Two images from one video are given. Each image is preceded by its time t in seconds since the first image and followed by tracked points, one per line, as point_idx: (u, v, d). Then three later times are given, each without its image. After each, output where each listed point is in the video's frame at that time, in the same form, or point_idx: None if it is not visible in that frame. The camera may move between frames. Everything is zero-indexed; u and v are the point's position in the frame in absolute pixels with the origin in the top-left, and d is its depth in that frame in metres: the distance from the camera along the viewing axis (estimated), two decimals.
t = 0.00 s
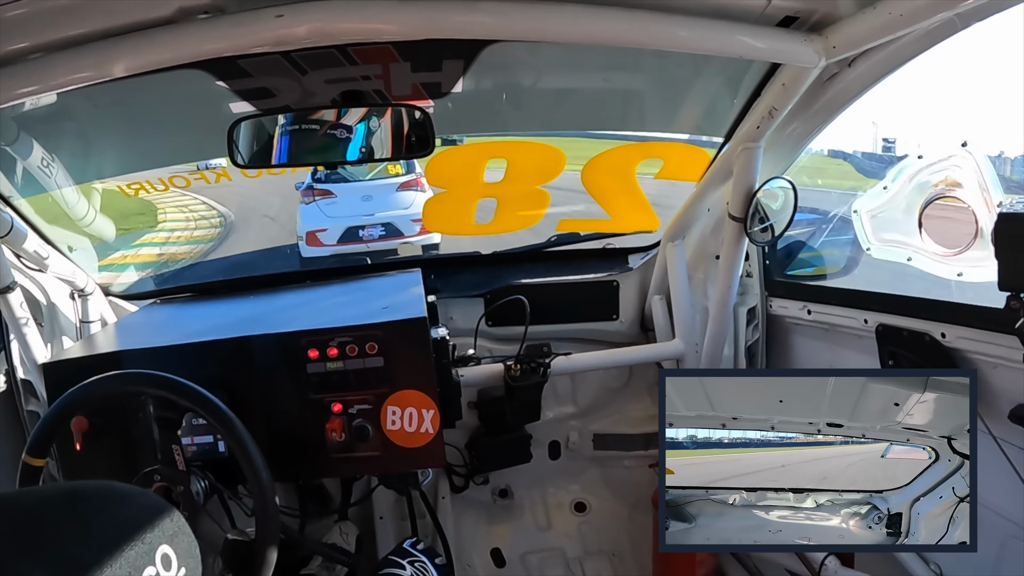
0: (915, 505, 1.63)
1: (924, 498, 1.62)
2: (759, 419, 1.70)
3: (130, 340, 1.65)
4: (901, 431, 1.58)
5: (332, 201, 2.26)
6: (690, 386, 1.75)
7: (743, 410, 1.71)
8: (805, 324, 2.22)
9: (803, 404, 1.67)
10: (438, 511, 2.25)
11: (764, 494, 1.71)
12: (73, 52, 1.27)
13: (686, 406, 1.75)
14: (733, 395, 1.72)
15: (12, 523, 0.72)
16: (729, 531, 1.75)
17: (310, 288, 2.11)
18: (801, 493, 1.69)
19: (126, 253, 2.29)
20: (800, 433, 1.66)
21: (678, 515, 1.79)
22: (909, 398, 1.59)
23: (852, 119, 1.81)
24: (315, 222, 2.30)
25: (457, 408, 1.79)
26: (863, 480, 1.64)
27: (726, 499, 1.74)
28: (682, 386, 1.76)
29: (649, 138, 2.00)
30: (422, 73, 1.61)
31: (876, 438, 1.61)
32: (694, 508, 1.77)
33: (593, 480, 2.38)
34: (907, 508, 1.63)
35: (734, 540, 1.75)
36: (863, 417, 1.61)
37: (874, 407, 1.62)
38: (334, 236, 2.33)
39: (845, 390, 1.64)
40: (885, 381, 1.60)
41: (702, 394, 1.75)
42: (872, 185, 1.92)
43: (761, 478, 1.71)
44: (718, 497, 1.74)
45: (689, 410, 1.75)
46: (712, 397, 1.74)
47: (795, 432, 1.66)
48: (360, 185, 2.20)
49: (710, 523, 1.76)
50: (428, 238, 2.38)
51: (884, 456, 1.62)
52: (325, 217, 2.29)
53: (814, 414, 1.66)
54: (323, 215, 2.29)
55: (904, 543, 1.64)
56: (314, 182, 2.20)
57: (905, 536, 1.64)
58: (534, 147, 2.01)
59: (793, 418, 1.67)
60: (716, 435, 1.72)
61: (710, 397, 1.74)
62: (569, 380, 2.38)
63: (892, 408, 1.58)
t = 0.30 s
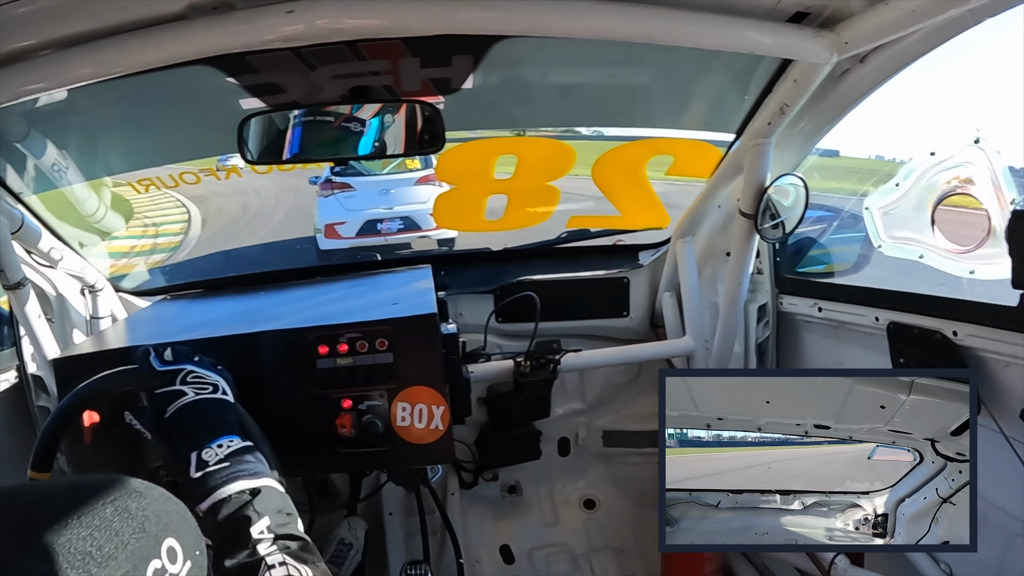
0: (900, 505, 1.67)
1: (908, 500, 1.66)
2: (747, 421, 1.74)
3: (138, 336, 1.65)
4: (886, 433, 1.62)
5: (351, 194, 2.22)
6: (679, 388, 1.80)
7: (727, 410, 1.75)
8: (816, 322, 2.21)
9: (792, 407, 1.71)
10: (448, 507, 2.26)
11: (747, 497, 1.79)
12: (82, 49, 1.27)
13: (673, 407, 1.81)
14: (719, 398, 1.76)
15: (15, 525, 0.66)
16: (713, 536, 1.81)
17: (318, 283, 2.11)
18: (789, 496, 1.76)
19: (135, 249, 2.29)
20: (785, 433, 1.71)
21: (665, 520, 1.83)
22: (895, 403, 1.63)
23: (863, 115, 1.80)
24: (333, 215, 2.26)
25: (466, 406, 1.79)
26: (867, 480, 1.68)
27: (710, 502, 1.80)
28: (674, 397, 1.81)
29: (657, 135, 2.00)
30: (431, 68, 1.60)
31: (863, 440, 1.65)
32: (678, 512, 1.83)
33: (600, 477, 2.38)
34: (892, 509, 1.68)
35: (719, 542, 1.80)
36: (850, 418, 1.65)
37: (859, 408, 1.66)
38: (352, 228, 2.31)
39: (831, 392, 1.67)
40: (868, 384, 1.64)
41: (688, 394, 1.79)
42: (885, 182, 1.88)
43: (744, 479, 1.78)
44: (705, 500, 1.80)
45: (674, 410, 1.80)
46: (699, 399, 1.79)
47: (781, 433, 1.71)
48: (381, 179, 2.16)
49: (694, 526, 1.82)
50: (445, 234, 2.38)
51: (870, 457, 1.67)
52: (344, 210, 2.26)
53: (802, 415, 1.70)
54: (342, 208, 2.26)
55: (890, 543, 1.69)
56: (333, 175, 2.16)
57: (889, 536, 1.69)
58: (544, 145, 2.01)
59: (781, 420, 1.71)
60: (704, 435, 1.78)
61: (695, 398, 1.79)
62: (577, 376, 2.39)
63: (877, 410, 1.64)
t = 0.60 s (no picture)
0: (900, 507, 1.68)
1: (908, 502, 1.67)
2: (746, 423, 1.75)
3: (132, 330, 1.65)
4: (886, 433, 1.63)
5: (365, 190, 2.19)
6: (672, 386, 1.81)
7: (727, 413, 1.77)
8: (809, 319, 2.22)
9: (789, 408, 1.73)
10: (440, 503, 2.26)
11: (748, 498, 1.79)
12: (77, 42, 1.27)
13: (670, 408, 1.82)
14: (716, 398, 1.78)
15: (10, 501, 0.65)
16: (711, 537, 1.81)
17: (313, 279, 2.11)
18: (788, 498, 1.77)
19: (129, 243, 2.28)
20: (784, 435, 1.72)
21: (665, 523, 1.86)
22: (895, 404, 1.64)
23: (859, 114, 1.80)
24: (349, 212, 2.26)
25: (459, 401, 1.79)
26: (867, 481, 1.69)
27: (710, 505, 1.81)
28: (672, 398, 1.82)
29: (652, 133, 2.00)
30: (426, 64, 1.60)
31: (861, 441, 1.66)
32: (677, 515, 1.86)
33: (595, 474, 2.38)
34: (892, 510, 1.69)
35: (721, 543, 1.80)
36: (850, 420, 1.66)
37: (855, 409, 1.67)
38: (367, 224, 2.30)
39: (829, 396, 1.69)
40: (864, 385, 1.65)
41: (688, 397, 1.81)
42: (876, 181, 1.90)
43: (741, 478, 1.78)
44: (703, 502, 1.82)
45: (674, 412, 1.82)
46: (696, 399, 1.80)
47: (780, 435, 1.72)
48: (395, 175, 2.12)
49: (694, 528, 1.83)
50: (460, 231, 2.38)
51: (870, 458, 1.67)
52: (360, 206, 2.25)
53: (800, 418, 1.71)
54: (355, 203, 2.24)
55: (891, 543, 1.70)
56: (348, 172, 2.12)
57: (889, 537, 1.70)
58: (538, 142, 2.02)
59: (780, 422, 1.72)
60: (700, 434, 1.79)
61: (691, 396, 1.81)
62: (572, 372, 2.39)
63: (876, 412, 1.64)
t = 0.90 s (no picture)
0: (897, 506, 1.68)
1: (905, 500, 1.66)
2: (743, 423, 1.74)
3: (129, 328, 1.64)
4: (883, 433, 1.63)
5: (379, 186, 2.16)
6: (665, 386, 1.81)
7: (722, 412, 1.76)
8: (806, 322, 2.22)
9: (786, 409, 1.72)
10: (436, 502, 2.26)
11: (745, 500, 1.79)
12: (76, 39, 1.27)
13: (670, 410, 1.81)
14: (713, 398, 1.77)
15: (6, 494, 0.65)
16: (711, 538, 1.81)
17: (309, 277, 2.11)
18: (787, 498, 1.75)
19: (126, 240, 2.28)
20: (782, 435, 1.71)
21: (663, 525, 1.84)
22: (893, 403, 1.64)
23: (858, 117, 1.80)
24: (363, 209, 2.25)
25: (456, 401, 1.79)
26: (864, 481, 1.68)
27: (706, 505, 1.80)
28: (671, 400, 1.81)
29: (651, 133, 2.00)
30: (425, 63, 1.60)
31: (860, 441, 1.65)
32: (673, 516, 1.85)
33: (591, 474, 2.39)
34: (889, 509, 1.69)
35: (720, 543, 1.80)
36: (847, 421, 1.66)
37: (853, 409, 1.67)
38: (380, 221, 2.30)
39: (826, 395, 1.69)
40: (864, 386, 1.65)
41: (683, 398, 1.80)
42: (875, 183, 1.89)
43: (740, 480, 1.77)
44: (699, 503, 1.81)
45: (672, 414, 1.80)
46: (692, 399, 1.79)
47: (778, 435, 1.71)
48: (407, 172, 2.09)
49: (692, 529, 1.83)
50: (473, 229, 2.38)
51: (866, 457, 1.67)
52: (374, 204, 2.23)
53: (797, 418, 1.71)
54: (369, 201, 2.22)
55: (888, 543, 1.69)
56: (362, 169, 2.10)
57: (888, 537, 1.69)
58: (538, 142, 2.01)
59: (777, 422, 1.71)
60: (699, 434, 1.77)
61: (688, 400, 1.80)
62: (568, 372, 2.39)
63: (873, 412, 1.65)
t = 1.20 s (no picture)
0: (902, 506, 1.69)
1: (910, 500, 1.67)
2: (747, 424, 1.75)
3: (127, 323, 1.64)
4: (886, 433, 1.64)
5: (393, 187, 2.16)
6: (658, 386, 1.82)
7: (728, 414, 1.76)
8: (804, 322, 2.23)
9: (789, 409, 1.73)
10: (433, 498, 2.26)
11: (749, 501, 1.79)
12: (76, 33, 1.27)
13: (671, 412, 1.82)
14: (714, 399, 1.78)
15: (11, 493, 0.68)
16: (717, 538, 1.82)
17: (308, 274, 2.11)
18: (790, 499, 1.76)
19: (125, 236, 2.28)
20: (785, 436, 1.71)
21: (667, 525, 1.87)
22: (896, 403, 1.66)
23: (856, 117, 1.81)
24: (376, 210, 2.25)
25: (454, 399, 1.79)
26: (868, 482, 1.69)
27: (711, 506, 1.81)
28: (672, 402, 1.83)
29: (650, 133, 2.00)
30: (425, 60, 1.60)
31: (863, 441, 1.66)
32: (679, 517, 1.86)
33: (588, 472, 2.39)
34: (894, 510, 1.70)
35: (723, 543, 1.81)
36: (850, 421, 1.67)
37: (857, 409, 1.68)
38: (393, 222, 2.31)
39: (829, 395, 1.70)
40: (867, 385, 1.66)
41: (688, 400, 1.81)
42: (874, 184, 1.90)
43: (743, 480, 1.77)
44: (705, 504, 1.83)
45: (673, 414, 1.81)
46: (696, 399, 1.80)
47: (782, 436, 1.72)
48: (420, 173, 2.10)
49: (696, 530, 1.84)
50: (485, 229, 2.39)
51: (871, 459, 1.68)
52: (386, 204, 2.23)
53: (801, 419, 1.71)
54: (384, 202, 2.22)
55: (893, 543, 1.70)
56: (376, 170, 2.10)
57: (891, 537, 1.70)
58: (537, 141, 2.01)
59: (780, 423, 1.72)
60: (702, 434, 1.79)
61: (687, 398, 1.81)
62: (566, 371, 2.39)
63: (876, 412, 1.66)
